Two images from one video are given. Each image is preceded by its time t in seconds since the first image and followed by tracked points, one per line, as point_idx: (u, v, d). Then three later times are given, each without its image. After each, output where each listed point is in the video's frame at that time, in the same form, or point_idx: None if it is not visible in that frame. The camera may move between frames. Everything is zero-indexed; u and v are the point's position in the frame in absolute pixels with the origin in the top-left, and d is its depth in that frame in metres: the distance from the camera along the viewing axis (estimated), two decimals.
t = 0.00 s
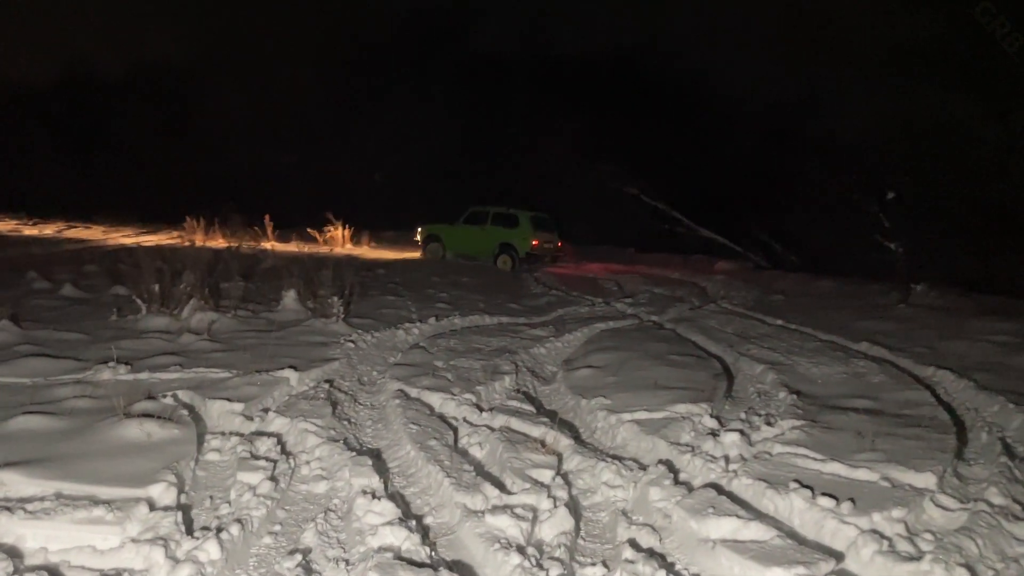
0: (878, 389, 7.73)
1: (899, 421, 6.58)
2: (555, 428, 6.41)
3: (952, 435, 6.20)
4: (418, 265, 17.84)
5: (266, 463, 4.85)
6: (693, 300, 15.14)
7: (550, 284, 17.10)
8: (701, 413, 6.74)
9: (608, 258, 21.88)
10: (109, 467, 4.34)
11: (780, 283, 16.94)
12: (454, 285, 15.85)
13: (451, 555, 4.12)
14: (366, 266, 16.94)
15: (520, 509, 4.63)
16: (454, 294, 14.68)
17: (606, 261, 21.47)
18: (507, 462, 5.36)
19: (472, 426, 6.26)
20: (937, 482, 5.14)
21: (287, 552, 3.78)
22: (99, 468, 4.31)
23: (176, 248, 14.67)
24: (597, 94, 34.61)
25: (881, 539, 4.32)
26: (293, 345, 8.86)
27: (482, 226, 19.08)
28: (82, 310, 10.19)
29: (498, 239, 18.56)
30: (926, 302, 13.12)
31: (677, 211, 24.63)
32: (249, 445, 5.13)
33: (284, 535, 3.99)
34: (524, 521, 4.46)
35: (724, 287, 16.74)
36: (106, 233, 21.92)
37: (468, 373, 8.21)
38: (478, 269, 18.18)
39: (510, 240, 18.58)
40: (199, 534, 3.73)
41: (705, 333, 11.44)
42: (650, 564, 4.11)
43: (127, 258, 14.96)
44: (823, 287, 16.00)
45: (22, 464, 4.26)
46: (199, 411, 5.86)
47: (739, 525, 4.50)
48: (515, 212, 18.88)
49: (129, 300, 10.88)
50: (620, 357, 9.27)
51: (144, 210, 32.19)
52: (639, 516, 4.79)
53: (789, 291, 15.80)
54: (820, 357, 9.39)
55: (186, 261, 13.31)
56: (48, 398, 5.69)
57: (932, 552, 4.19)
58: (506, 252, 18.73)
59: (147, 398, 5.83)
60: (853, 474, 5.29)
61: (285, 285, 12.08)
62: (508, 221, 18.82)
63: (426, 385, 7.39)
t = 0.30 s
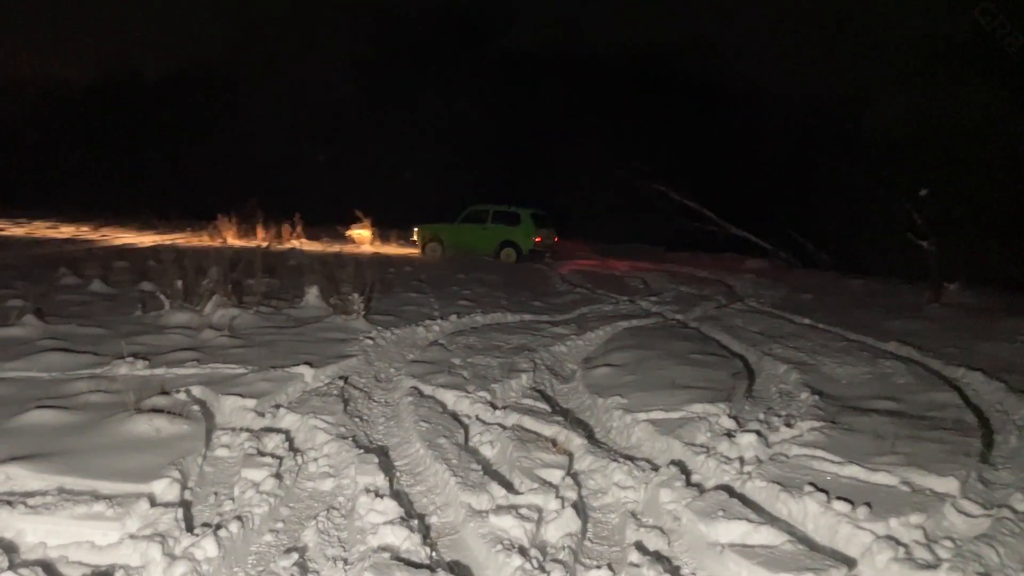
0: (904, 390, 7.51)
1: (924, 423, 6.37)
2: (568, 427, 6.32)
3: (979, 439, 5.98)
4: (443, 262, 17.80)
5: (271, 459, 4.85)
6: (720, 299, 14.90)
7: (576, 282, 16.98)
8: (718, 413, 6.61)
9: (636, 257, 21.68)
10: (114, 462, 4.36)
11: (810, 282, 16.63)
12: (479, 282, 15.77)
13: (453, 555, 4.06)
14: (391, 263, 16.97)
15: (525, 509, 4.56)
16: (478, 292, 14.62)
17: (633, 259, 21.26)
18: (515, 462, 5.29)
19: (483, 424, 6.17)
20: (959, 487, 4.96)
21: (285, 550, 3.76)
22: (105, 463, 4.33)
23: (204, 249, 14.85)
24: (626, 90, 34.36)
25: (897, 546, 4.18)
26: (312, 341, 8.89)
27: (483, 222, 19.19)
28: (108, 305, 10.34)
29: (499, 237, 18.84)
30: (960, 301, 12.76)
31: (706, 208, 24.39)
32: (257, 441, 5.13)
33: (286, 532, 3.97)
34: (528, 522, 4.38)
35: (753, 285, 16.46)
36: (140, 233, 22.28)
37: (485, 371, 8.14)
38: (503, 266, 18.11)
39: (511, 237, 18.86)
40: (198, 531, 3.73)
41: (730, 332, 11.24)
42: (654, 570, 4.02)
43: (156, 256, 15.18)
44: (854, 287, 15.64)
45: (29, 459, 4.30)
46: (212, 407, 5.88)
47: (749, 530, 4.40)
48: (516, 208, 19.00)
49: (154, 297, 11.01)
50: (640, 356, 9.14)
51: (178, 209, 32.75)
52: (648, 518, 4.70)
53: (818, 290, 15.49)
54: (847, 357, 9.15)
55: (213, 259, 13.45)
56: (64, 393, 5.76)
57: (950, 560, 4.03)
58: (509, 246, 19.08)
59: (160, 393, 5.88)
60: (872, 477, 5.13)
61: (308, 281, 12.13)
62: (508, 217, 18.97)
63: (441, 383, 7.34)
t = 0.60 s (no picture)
0: (936, 393, 7.31)
1: (956, 427, 6.20)
2: (590, 428, 6.26)
3: (1012, 444, 5.80)
4: (471, 260, 17.81)
5: (289, 457, 4.86)
6: (750, 298, 14.70)
7: (604, 280, 16.87)
8: (742, 415, 6.51)
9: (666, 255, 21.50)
10: (134, 459, 4.41)
11: (842, 281, 16.34)
12: (506, 280, 15.72)
13: (465, 556, 4.04)
14: (418, 261, 17.01)
15: (541, 511, 4.52)
16: (504, 290, 14.57)
17: (662, 258, 21.06)
18: (533, 463, 5.25)
19: (503, 424, 6.14)
20: (989, 494, 4.80)
21: (297, 550, 3.76)
22: (123, 459, 4.38)
23: (235, 249, 15.05)
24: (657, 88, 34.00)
25: (922, 555, 4.06)
26: (336, 339, 8.94)
27: (486, 218, 19.09)
28: (139, 303, 10.51)
29: (504, 230, 18.76)
30: (998, 302, 12.43)
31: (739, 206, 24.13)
32: (276, 439, 5.16)
33: (300, 531, 3.97)
34: (543, 525, 4.33)
35: (784, 284, 16.21)
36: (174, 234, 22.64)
37: (508, 370, 8.11)
38: (531, 264, 18.07)
39: (518, 230, 18.84)
40: (212, 530, 3.75)
41: (759, 332, 11.07)
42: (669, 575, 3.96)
43: (189, 254, 15.40)
44: (888, 286, 15.33)
45: (50, 455, 4.36)
46: (233, 404, 5.93)
47: (769, 535, 4.32)
48: (520, 202, 18.99)
49: (184, 294, 11.16)
50: (666, 356, 9.02)
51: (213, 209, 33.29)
52: (666, 522, 4.63)
53: (851, 290, 15.20)
54: (877, 359, 8.95)
55: (242, 259, 13.59)
56: (89, 390, 5.86)
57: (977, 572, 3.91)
58: (513, 240, 18.99)
59: (182, 390, 5.94)
60: (898, 484, 5.00)
61: (334, 279, 12.18)
62: (513, 210, 18.92)
63: (462, 382, 7.32)
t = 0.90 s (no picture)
0: (975, 395, 7.13)
1: (994, 431, 6.04)
2: (618, 428, 6.20)
3: None
4: (500, 258, 17.78)
5: (316, 455, 4.89)
6: (783, 297, 14.46)
7: (634, 279, 16.74)
8: (773, 417, 6.40)
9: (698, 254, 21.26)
10: (164, 454, 4.49)
11: (878, 280, 16.01)
12: (536, 279, 15.65)
13: (490, 555, 4.02)
14: (448, 259, 17.01)
15: (567, 512, 4.48)
16: (533, 289, 14.50)
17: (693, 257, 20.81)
18: (560, 463, 5.21)
19: (530, 424, 6.11)
20: None
21: (322, 547, 3.77)
22: (153, 455, 4.45)
23: (268, 248, 15.21)
24: (689, 83, 33.55)
25: (957, 562, 3.96)
26: (364, 336, 8.98)
27: (496, 213, 19.03)
28: (173, 300, 10.66)
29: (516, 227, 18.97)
30: None
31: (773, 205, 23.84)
32: (303, 436, 5.19)
33: (326, 529, 3.98)
34: (569, 526, 4.29)
35: (818, 283, 15.93)
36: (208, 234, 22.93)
37: (536, 369, 8.06)
38: (561, 263, 17.98)
39: (527, 225, 19.11)
40: (239, 526, 3.78)
41: (791, 332, 10.89)
42: None
43: (222, 253, 15.58)
44: (925, 286, 14.98)
45: (83, 449, 4.45)
46: (263, 401, 5.98)
47: (798, 540, 4.25)
48: (528, 197, 19.15)
49: (216, 292, 11.30)
50: (695, 356, 8.91)
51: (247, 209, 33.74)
52: (694, 524, 4.57)
53: (887, 289, 14.90)
54: (913, 360, 8.74)
55: (273, 257, 13.71)
56: (122, 386, 5.96)
57: None
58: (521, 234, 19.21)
59: (213, 387, 6.02)
60: (934, 489, 4.87)
61: (363, 277, 12.24)
62: (522, 205, 19.08)
63: (490, 380, 7.30)
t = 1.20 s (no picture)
0: (1012, 399, 6.99)
1: None
2: (646, 429, 6.16)
3: None
4: (529, 258, 17.73)
5: (343, 452, 4.93)
6: (816, 298, 14.26)
7: (663, 278, 16.59)
8: (804, 419, 6.31)
9: (728, 253, 21.04)
10: (194, 450, 4.55)
11: (913, 281, 15.71)
12: (564, 278, 15.61)
13: (518, 555, 4.01)
14: (477, 258, 17.06)
15: (594, 512, 4.46)
16: (562, 288, 14.47)
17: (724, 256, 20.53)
18: (586, 463, 5.19)
19: (558, 423, 6.11)
20: None
21: (349, 544, 3.79)
22: (185, 451, 4.51)
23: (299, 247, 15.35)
24: (720, 81, 33.22)
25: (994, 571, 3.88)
26: (392, 335, 9.02)
27: (506, 212, 18.84)
28: (206, 298, 10.83)
29: (526, 226, 18.80)
30: None
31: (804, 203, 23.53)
32: (331, 433, 5.24)
33: (353, 526, 4.02)
34: (595, 526, 4.28)
35: (851, 284, 15.67)
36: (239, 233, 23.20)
37: (563, 369, 8.03)
38: (589, 263, 17.91)
39: (538, 224, 18.94)
40: (268, 523, 3.82)
41: (823, 333, 10.74)
42: None
43: (254, 251, 15.76)
44: (963, 286, 14.69)
45: (116, 445, 4.53)
46: (292, 398, 6.05)
47: (829, 543, 4.19)
48: (538, 196, 19.00)
49: (247, 290, 11.44)
50: (725, 356, 8.83)
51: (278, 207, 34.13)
52: (722, 527, 4.52)
53: (923, 290, 14.63)
54: (949, 362, 8.58)
55: (304, 256, 13.85)
56: (155, 382, 6.08)
57: None
58: (532, 235, 18.79)
59: (243, 384, 6.08)
60: (968, 493, 4.79)
61: (392, 275, 12.33)
62: (533, 205, 18.93)
63: (518, 380, 7.29)
